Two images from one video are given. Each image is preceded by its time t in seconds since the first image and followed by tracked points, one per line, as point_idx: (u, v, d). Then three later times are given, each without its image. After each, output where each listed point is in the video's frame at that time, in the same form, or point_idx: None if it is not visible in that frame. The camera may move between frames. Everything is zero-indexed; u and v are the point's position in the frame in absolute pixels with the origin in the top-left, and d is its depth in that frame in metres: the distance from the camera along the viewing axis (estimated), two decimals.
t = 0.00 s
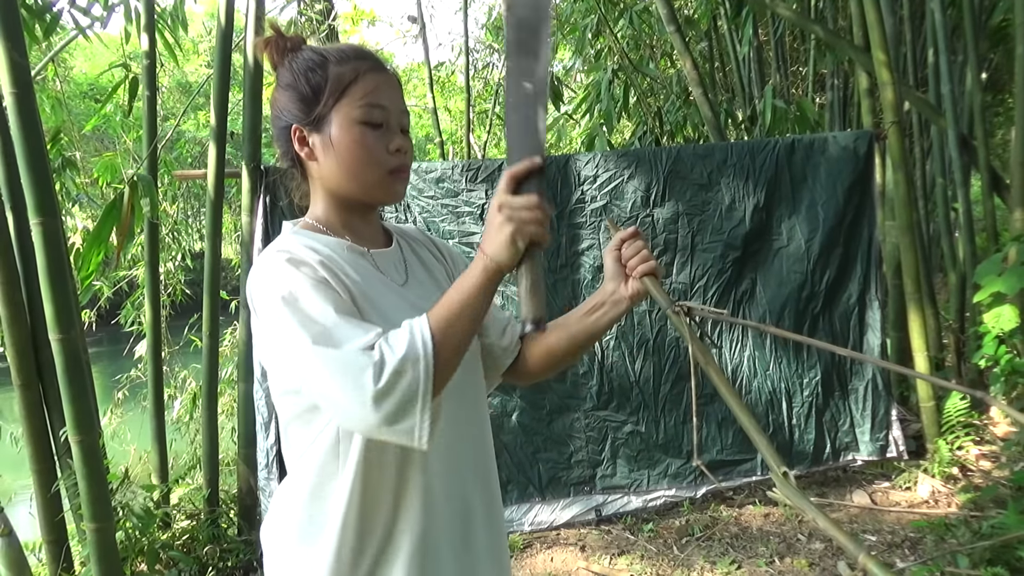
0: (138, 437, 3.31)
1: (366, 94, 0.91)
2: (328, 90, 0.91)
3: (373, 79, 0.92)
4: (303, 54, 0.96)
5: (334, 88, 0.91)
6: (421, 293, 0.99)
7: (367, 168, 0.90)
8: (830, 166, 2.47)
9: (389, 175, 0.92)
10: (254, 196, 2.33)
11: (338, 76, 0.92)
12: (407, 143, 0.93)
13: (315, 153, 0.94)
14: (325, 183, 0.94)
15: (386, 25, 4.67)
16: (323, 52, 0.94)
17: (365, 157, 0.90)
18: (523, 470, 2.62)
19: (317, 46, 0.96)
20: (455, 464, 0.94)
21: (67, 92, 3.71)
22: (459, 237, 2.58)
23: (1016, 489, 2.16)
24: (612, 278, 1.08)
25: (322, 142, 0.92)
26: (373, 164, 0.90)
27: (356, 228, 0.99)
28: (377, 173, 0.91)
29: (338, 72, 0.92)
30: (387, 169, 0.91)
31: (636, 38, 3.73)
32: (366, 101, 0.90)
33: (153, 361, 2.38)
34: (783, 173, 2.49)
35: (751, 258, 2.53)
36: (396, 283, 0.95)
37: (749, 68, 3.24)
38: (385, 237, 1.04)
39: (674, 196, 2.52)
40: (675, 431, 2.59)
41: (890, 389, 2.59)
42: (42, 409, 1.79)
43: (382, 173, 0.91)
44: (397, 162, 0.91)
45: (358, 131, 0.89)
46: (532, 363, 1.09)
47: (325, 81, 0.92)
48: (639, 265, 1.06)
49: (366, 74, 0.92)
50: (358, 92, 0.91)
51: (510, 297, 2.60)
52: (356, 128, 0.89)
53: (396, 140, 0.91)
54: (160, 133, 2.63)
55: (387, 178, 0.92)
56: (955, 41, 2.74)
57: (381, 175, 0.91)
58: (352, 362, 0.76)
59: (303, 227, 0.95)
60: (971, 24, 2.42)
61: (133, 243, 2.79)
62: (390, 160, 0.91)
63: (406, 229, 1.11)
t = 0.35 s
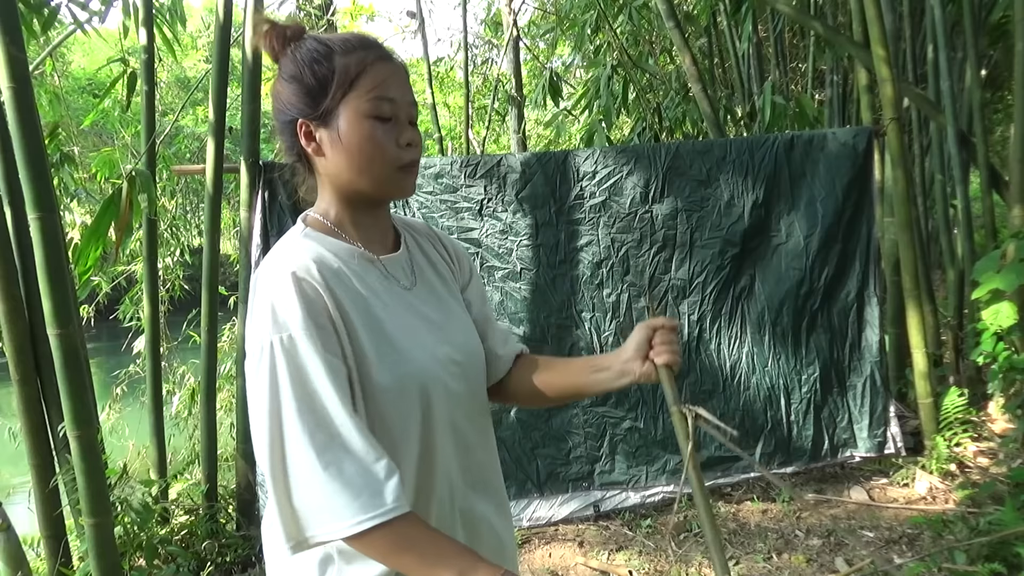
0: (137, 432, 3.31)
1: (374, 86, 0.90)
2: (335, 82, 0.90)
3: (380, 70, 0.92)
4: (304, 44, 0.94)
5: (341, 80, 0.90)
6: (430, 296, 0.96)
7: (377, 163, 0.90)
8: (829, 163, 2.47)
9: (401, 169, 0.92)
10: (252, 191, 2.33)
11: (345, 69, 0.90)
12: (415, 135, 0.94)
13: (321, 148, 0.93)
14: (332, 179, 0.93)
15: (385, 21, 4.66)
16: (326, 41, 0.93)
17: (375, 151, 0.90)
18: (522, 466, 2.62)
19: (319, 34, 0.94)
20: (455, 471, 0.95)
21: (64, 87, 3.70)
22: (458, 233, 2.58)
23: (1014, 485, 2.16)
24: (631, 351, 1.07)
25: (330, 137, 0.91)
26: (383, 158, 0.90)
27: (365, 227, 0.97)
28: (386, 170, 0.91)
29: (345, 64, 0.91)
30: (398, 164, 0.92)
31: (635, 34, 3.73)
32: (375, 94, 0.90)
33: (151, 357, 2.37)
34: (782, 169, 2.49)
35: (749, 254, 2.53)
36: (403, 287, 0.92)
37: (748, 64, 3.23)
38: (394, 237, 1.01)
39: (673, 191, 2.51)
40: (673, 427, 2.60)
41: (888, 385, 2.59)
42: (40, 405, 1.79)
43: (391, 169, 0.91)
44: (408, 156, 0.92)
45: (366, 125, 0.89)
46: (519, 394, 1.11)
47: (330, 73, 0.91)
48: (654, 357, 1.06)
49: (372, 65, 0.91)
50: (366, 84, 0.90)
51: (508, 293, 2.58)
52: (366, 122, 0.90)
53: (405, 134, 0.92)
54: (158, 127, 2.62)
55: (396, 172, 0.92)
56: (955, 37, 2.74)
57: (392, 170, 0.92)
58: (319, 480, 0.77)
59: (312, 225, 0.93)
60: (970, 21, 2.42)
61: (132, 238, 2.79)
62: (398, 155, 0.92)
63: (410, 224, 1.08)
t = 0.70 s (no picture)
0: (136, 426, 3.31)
1: (384, 80, 0.89)
2: (347, 75, 0.90)
3: (393, 64, 0.90)
4: (327, 37, 0.94)
5: (352, 72, 0.90)
6: (428, 290, 0.95)
7: (378, 155, 0.88)
8: (829, 156, 2.47)
9: (405, 164, 0.90)
10: (252, 185, 2.32)
11: (357, 61, 0.90)
12: (427, 131, 0.91)
13: (331, 138, 0.93)
14: (338, 169, 0.93)
15: (384, 15, 4.65)
16: (345, 35, 0.92)
17: (377, 144, 0.88)
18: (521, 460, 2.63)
19: (340, 28, 0.94)
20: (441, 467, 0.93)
21: (63, 81, 3.69)
22: (457, 226, 2.57)
23: (1012, 479, 2.16)
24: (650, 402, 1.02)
25: (337, 128, 0.91)
26: (384, 151, 0.88)
27: (371, 219, 0.96)
28: (385, 162, 0.89)
29: (358, 57, 0.90)
30: (401, 158, 0.89)
31: (635, 28, 3.72)
32: (384, 87, 0.89)
33: (151, 351, 2.37)
34: (782, 163, 2.49)
35: (749, 249, 2.53)
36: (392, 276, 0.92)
37: (748, 58, 3.22)
38: (400, 229, 1.00)
39: (673, 185, 2.51)
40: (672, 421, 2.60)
41: (887, 379, 2.59)
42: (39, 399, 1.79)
43: (390, 162, 0.89)
44: (413, 151, 0.89)
45: (369, 116, 0.88)
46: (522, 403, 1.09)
47: (344, 65, 0.91)
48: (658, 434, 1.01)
49: (385, 58, 0.90)
50: (377, 77, 0.89)
51: (508, 287, 2.58)
52: (372, 114, 0.88)
53: (411, 129, 0.89)
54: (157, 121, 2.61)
55: (397, 167, 0.89)
56: (955, 31, 2.73)
57: (394, 164, 0.89)
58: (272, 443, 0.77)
59: (318, 212, 0.93)
60: (971, 14, 2.41)
61: (131, 232, 2.78)
62: (398, 149, 0.89)
63: (423, 222, 1.07)
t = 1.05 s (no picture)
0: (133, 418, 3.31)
1: (375, 67, 0.89)
2: (338, 65, 0.90)
3: (384, 54, 0.90)
4: (320, 32, 0.95)
5: (344, 63, 0.90)
6: (425, 277, 0.95)
7: (369, 141, 0.88)
8: (826, 148, 2.47)
9: (396, 151, 0.88)
10: (248, 175, 2.31)
11: (348, 53, 0.90)
12: (418, 119, 0.90)
13: (325, 129, 0.92)
14: (332, 159, 0.93)
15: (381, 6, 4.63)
16: (338, 28, 0.93)
17: (368, 129, 0.87)
18: (517, 451, 2.63)
19: (332, 23, 0.94)
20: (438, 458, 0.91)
21: (58, 72, 3.67)
22: (454, 218, 2.57)
23: (1006, 469, 2.17)
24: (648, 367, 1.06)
25: (330, 118, 0.90)
26: (375, 136, 0.87)
27: (367, 207, 0.95)
28: (375, 147, 0.88)
29: (349, 49, 0.90)
30: (392, 144, 0.88)
31: (633, 19, 3.71)
32: (375, 75, 0.88)
33: (147, 342, 2.37)
34: (779, 155, 2.49)
35: (745, 240, 2.53)
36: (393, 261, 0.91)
37: (746, 49, 3.21)
38: (398, 217, 1.00)
39: (669, 176, 2.51)
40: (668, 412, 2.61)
41: (883, 371, 2.59)
42: (36, 389, 1.78)
43: (381, 146, 0.88)
44: (403, 137, 0.88)
45: (359, 102, 0.87)
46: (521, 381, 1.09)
47: (336, 57, 0.91)
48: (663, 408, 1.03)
49: (376, 48, 0.90)
50: (367, 65, 0.89)
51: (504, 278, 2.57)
52: (362, 101, 0.87)
53: (402, 115, 0.88)
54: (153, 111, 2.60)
55: (389, 152, 0.88)
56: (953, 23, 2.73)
57: (385, 150, 0.88)
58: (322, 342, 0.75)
59: (315, 198, 0.92)
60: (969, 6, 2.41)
61: (126, 224, 2.78)
62: (387, 134, 0.88)
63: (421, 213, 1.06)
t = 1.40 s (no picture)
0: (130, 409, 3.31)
1: (381, 55, 0.88)
2: (343, 52, 0.88)
3: (388, 41, 0.90)
4: (313, 15, 0.92)
5: (349, 50, 0.88)
6: (432, 266, 0.93)
7: (383, 131, 0.88)
8: (823, 137, 2.47)
9: (408, 137, 0.90)
10: (243, 166, 2.31)
11: (353, 39, 0.88)
12: (423, 106, 0.92)
13: (329, 117, 0.90)
14: (338, 148, 0.91)
15: None
16: (335, 13, 0.90)
17: (381, 118, 0.88)
18: (514, 442, 2.64)
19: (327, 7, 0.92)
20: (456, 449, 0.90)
21: (52, 63, 3.65)
22: (450, 208, 2.57)
23: (1000, 459, 2.18)
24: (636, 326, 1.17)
25: (338, 106, 0.89)
26: (389, 125, 0.88)
27: (372, 195, 0.94)
28: (390, 136, 0.89)
29: (353, 35, 0.89)
30: (404, 131, 0.89)
31: (629, 10, 3.70)
32: (382, 63, 0.88)
33: (142, 333, 2.37)
34: (775, 145, 2.49)
35: (741, 231, 2.53)
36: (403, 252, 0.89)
37: (742, 39, 3.17)
38: (398, 209, 0.98)
39: (666, 167, 2.51)
40: (665, 402, 2.61)
41: (878, 361, 2.60)
42: (30, 381, 1.78)
43: (396, 135, 0.89)
44: (414, 124, 0.90)
45: (372, 90, 0.87)
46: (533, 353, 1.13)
47: (339, 43, 0.89)
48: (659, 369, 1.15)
49: (380, 35, 0.89)
50: (374, 53, 0.88)
51: (500, 269, 2.58)
52: (373, 90, 0.87)
53: (412, 102, 0.90)
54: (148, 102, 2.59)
55: (402, 140, 0.90)
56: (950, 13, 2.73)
57: (398, 138, 0.89)
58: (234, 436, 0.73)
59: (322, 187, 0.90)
60: None
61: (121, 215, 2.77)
62: (402, 121, 0.89)
63: (414, 201, 1.05)
